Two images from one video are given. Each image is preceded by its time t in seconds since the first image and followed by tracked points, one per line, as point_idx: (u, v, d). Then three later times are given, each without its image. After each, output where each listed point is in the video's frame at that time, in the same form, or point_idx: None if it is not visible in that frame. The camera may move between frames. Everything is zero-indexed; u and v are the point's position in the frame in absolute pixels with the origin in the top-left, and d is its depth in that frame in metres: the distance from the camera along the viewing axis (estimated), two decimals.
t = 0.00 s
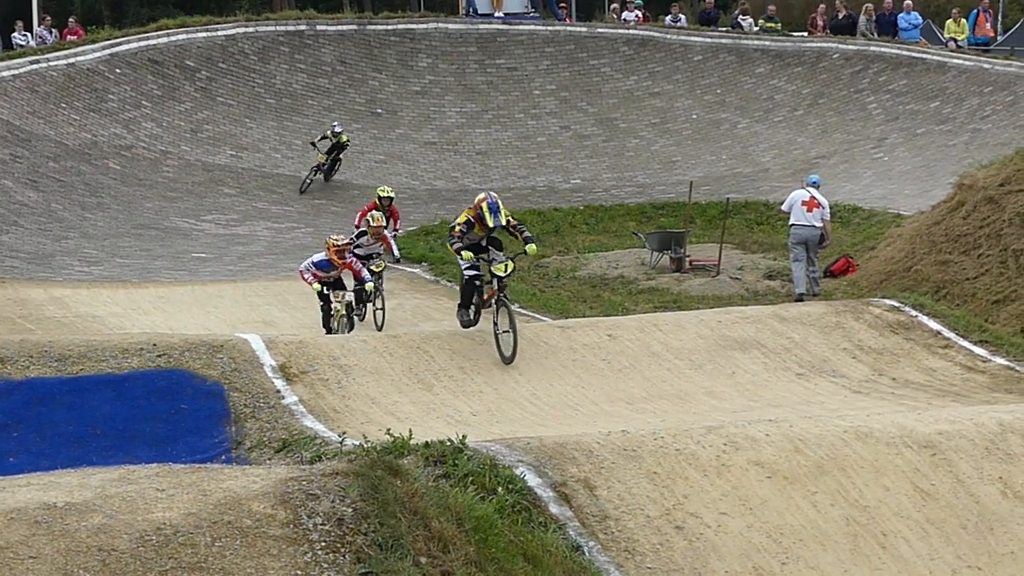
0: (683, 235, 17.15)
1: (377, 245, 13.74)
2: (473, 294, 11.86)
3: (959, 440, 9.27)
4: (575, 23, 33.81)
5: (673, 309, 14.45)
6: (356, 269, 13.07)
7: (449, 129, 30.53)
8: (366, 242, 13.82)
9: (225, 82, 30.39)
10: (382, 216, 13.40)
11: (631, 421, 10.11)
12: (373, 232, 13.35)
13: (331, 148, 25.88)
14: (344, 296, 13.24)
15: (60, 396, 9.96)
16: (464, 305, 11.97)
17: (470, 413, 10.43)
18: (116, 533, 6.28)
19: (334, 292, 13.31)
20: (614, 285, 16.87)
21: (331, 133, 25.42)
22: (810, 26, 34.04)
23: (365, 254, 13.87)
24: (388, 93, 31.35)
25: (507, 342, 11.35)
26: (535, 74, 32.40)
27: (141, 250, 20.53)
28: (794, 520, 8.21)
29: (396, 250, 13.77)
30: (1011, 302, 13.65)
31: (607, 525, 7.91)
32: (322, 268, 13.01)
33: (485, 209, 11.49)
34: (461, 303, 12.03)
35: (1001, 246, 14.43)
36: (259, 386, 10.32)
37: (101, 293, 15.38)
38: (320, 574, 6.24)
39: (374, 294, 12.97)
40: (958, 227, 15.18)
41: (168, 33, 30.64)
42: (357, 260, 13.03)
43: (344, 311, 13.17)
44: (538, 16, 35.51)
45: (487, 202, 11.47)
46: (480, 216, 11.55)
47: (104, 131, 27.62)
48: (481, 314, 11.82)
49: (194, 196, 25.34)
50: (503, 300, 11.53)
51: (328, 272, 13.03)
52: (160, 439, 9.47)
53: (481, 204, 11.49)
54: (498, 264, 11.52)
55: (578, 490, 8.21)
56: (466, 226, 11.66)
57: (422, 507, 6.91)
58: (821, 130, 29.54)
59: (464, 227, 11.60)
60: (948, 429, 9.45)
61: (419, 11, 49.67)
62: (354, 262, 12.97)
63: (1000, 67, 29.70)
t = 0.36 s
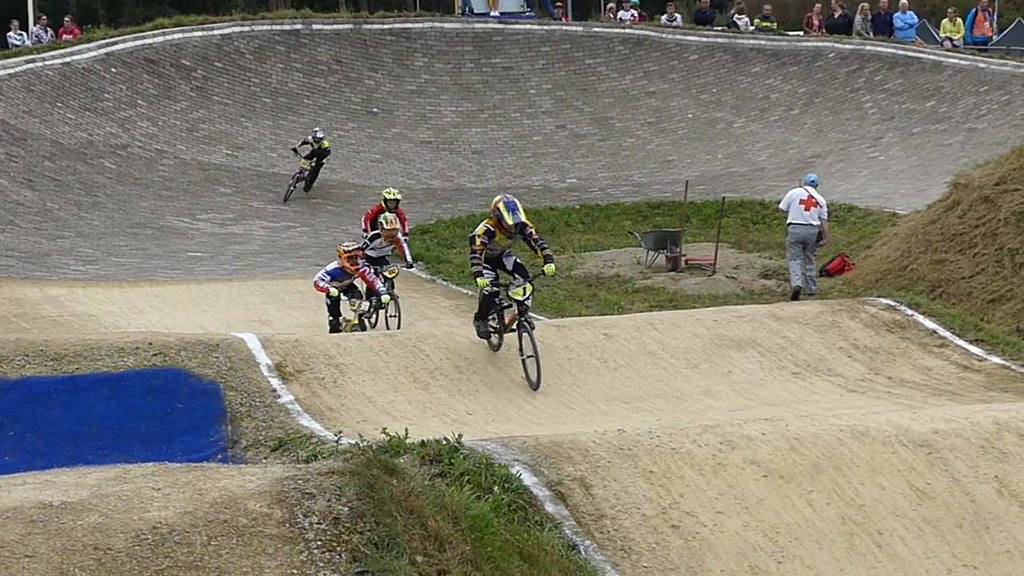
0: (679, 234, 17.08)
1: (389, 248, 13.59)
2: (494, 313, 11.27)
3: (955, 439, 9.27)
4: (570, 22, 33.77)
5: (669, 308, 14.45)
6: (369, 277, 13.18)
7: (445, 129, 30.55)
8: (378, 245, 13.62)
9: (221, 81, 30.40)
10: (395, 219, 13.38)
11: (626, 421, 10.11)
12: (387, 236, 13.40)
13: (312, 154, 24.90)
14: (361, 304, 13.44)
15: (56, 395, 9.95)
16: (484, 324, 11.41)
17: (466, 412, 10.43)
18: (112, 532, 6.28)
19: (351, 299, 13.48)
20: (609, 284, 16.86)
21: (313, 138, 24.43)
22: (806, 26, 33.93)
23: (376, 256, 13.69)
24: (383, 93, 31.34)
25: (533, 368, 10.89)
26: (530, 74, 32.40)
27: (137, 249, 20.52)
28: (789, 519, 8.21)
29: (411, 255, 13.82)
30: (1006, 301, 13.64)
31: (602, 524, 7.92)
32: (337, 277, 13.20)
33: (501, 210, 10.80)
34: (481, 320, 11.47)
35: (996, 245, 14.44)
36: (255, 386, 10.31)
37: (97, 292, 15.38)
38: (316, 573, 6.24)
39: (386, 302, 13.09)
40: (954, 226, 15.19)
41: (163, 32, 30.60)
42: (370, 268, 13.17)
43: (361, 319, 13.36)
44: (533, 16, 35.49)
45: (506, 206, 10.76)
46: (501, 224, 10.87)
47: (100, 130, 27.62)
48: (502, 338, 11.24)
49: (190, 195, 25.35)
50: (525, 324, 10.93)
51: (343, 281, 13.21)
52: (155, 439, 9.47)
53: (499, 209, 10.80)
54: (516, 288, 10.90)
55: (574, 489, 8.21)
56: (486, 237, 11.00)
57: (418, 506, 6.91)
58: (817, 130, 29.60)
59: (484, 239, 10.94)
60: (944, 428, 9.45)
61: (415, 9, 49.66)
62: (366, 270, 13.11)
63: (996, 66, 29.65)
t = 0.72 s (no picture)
0: (671, 232, 17.09)
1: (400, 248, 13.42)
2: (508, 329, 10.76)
3: (945, 437, 9.28)
4: (561, 20, 33.75)
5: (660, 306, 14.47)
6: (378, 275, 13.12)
7: (437, 126, 30.57)
8: (386, 246, 13.44)
9: (212, 79, 30.38)
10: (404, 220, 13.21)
11: (618, 418, 10.12)
12: (397, 236, 13.21)
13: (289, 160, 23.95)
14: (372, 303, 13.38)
15: (47, 393, 9.94)
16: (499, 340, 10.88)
17: (458, 410, 10.43)
18: (103, 530, 6.27)
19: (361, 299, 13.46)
20: (601, 281, 16.87)
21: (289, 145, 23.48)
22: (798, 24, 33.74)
23: (387, 257, 13.59)
24: (375, 90, 31.34)
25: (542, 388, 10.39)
26: (522, 72, 32.40)
27: (128, 247, 20.54)
28: (781, 516, 8.22)
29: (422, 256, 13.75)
30: (997, 299, 13.62)
31: (594, 522, 7.92)
32: (347, 275, 13.27)
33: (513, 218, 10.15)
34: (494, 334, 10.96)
35: (987, 243, 14.46)
36: (247, 383, 10.31)
37: (88, 290, 15.37)
38: (307, 572, 6.24)
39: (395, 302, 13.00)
40: (945, 224, 15.23)
41: (155, 30, 30.56)
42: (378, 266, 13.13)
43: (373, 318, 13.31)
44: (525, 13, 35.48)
45: (520, 214, 10.13)
46: (515, 235, 10.26)
47: (91, 128, 27.60)
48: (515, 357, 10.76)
49: (181, 193, 25.36)
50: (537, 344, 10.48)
51: (352, 278, 13.26)
52: (146, 436, 9.47)
53: (511, 217, 10.16)
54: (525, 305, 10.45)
55: (565, 486, 8.21)
56: (499, 250, 10.38)
57: (410, 504, 6.91)
58: (808, 127, 29.67)
59: (497, 252, 10.33)
60: (935, 426, 9.46)
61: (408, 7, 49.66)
62: (374, 268, 13.07)
63: (987, 65, 29.63)
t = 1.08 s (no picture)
0: (653, 230, 17.13)
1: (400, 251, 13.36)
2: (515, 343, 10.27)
3: (927, 435, 9.29)
4: (544, 18, 33.70)
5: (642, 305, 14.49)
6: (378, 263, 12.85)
7: (420, 124, 30.54)
8: (388, 251, 13.48)
9: (194, 76, 30.30)
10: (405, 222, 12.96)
11: (600, 417, 10.13)
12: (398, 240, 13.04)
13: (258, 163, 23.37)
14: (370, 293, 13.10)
15: (28, 392, 9.90)
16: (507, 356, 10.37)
17: (440, 408, 10.42)
18: (84, 529, 6.26)
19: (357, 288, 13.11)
20: (584, 280, 16.88)
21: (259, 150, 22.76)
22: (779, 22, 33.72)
23: (388, 262, 13.61)
24: (357, 88, 31.30)
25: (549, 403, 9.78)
26: (505, 70, 32.39)
27: (109, 245, 20.50)
28: (763, 514, 8.22)
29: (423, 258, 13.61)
30: (977, 298, 13.65)
31: (576, 520, 7.92)
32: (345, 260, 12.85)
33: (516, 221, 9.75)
34: (504, 350, 10.47)
35: (969, 241, 14.50)
36: (229, 382, 10.29)
37: (68, 288, 15.33)
38: (289, 571, 6.22)
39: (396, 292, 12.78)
40: (927, 222, 15.27)
41: (136, 27, 30.45)
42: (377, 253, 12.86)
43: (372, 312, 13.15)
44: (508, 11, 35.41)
45: (524, 218, 9.71)
46: (520, 240, 9.83)
47: (72, 126, 27.54)
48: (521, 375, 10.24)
49: (163, 191, 25.34)
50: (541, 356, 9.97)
51: (351, 265, 12.87)
52: (128, 435, 9.44)
53: (516, 221, 9.75)
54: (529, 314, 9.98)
55: (548, 484, 8.21)
56: (505, 256, 10.00)
57: (392, 502, 6.87)
58: (791, 126, 29.73)
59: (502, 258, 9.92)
60: (917, 424, 9.46)
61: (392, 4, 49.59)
62: (375, 255, 12.80)
63: (969, 63, 29.67)
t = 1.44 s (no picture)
0: (647, 228, 17.21)
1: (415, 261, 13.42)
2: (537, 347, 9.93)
3: (922, 432, 9.30)
4: (537, 17, 33.69)
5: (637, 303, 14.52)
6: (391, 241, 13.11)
7: (414, 123, 30.55)
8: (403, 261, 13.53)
9: (188, 75, 30.29)
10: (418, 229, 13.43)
11: (596, 415, 10.14)
12: (412, 246, 13.33)
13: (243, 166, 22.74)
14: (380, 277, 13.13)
15: (23, 391, 9.90)
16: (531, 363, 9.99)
17: (435, 407, 10.44)
18: (80, 528, 6.26)
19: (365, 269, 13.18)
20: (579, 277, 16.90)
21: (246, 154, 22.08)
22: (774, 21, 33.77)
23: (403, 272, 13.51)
24: (351, 87, 31.30)
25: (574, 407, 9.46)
26: (499, 68, 32.42)
27: (104, 244, 20.52)
28: (759, 512, 8.22)
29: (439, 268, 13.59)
30: (972, 295, 13.66)
31: (572, 518, 7.92)
32: (355, 239, 13.02)
33: (539, 213, 9.52)
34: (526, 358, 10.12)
35: (963, 239, 14.52)
36: (224, 381, 10.30)
37: (63, 287, 15.34)
38: (285, 569, 6.21)
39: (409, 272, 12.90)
40: (921, 220, 15.30)
41: (130, 26, 30.43)
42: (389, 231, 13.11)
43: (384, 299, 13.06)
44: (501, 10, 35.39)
45: (545, 208, 9.47)
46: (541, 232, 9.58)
47: (66, 125, 27.55)
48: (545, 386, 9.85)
49: (158, 190, 25.38)
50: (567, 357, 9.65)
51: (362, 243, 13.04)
52: (124, 434, 9.44)
53: (538, 213, 9.52)
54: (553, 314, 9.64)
55: (543, 483, 8.21)
56: (525, 251, 9.73)
57: (388, 500, 6.85)
58: (785, 124, 29.77)
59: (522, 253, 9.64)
60: (912, 421, 9.47)
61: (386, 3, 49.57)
62: (387, 232, 13.07)
63: (963, 61, 29.65)
